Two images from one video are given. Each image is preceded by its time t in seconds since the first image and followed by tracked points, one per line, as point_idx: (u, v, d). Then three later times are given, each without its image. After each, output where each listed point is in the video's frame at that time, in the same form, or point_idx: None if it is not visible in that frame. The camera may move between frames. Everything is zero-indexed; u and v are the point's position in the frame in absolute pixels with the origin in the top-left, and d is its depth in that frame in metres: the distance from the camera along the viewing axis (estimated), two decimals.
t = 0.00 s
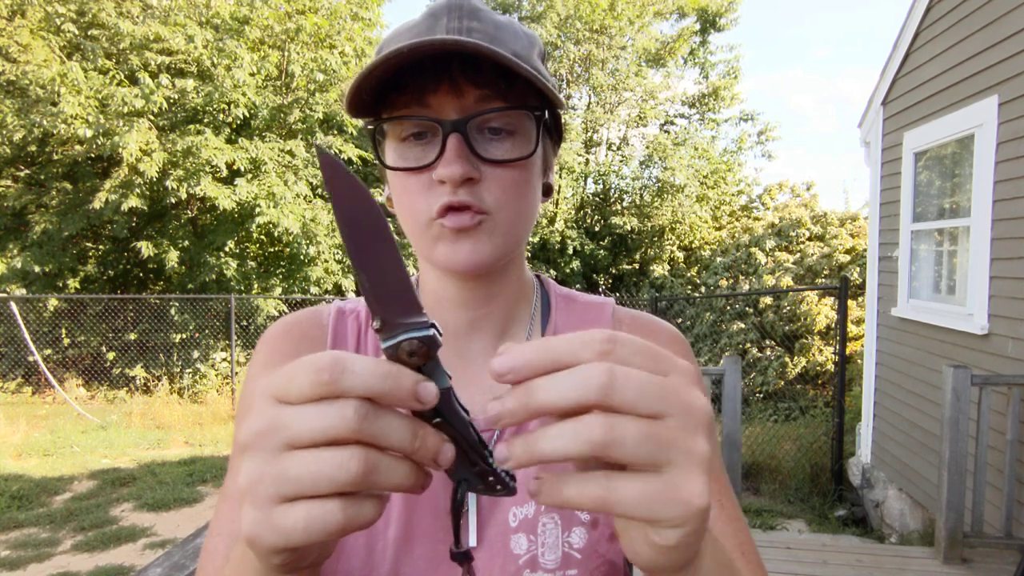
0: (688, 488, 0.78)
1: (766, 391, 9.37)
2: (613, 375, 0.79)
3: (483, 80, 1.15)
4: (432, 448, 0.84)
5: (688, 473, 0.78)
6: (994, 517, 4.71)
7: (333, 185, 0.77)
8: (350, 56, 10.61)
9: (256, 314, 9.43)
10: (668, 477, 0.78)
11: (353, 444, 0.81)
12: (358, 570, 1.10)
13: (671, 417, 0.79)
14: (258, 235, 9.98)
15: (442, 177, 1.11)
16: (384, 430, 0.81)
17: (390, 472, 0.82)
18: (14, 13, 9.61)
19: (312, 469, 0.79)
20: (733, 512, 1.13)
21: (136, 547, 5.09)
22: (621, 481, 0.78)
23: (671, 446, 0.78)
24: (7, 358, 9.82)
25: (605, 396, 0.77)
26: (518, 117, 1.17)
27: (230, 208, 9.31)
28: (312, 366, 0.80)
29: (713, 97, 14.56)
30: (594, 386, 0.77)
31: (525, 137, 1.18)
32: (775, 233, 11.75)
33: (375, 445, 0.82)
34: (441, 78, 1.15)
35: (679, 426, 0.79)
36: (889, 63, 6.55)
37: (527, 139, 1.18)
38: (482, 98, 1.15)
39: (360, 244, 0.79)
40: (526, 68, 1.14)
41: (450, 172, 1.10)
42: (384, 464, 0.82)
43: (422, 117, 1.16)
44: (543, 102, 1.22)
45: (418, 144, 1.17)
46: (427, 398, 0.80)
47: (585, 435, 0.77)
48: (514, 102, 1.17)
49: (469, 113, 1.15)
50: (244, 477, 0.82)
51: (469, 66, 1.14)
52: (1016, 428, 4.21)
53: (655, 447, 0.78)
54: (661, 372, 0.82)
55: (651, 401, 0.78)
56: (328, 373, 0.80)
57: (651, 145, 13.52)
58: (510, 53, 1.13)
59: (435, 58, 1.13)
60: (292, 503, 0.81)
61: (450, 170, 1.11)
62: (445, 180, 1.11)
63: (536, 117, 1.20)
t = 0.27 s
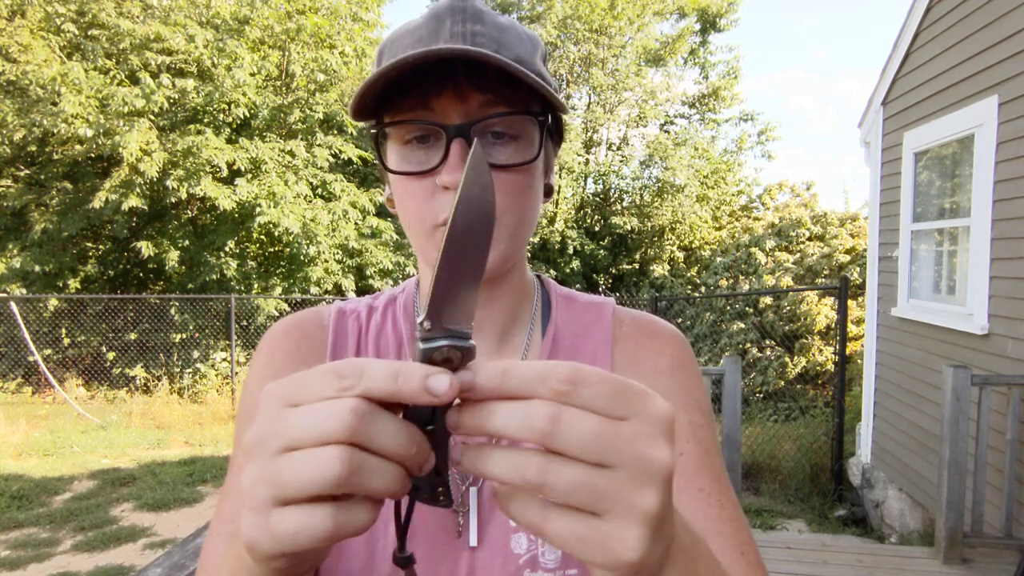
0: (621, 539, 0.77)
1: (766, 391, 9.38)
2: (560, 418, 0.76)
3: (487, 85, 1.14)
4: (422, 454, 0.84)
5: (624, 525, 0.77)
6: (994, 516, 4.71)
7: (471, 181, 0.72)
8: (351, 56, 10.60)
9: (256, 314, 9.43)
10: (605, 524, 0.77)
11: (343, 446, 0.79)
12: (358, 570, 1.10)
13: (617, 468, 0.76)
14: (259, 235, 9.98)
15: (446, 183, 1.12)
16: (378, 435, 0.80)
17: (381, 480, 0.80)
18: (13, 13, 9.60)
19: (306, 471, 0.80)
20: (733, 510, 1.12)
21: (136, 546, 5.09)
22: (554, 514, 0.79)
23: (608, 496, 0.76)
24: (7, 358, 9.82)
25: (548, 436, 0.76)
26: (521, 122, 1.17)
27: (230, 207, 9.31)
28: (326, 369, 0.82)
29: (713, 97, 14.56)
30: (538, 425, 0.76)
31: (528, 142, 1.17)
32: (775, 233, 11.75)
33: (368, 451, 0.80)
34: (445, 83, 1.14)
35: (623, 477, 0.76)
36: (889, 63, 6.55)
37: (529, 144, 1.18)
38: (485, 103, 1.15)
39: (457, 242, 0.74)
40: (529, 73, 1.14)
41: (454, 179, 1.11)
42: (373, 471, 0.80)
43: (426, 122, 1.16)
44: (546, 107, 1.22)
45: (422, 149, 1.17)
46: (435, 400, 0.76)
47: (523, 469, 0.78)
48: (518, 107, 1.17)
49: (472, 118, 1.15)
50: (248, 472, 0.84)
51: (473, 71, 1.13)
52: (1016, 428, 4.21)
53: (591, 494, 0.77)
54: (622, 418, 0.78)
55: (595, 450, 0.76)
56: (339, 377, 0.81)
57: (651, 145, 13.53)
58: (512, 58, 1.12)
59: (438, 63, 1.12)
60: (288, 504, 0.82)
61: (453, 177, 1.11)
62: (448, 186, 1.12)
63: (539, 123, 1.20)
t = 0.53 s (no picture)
0: (602, 548, 0.76)
1: (766, 391, 9.39)
2: (544, 427, 0.76)
3: (485, 89, 1.14)
4: (412, 448, 0.84)
5: (605, 534, 0.76)
6: (994, 516, 4.71)
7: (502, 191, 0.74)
8: (351, 56, 10.61)
9: (256, 314, 9.43)
10: (588, 531, 0.77)
11: (338, 437, 0.79)
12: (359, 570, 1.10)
13: (601, 479, 0.76)
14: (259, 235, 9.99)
15: (444, 187, 1.12)
16: (371, 427, 0.80)
17: (373, 471, 0.81)
18: (13, 14, 9.60)
19: (300, 462, 0.80)
20: (734, 511, 1.11)
21: (135, 546, 5.09)
22: (538, 520, 0.78)
23: (590, 505, 0.76)
24: (7, 358, 9.81)
25: (531, 445, 0.76)
26: (520, 125, 1.17)
27: (231, 207, 9.31)
28: (322, 361, 0.82)
29: (713, 97, 14.57)
30: (521, 433, 0.77)
31: (526, 145, 1.18)
32: (775, 234, 11.75)
33: (361, 443, 0.80)
34: (443, 86, 1.14)
35: (605, 487, 0.76)
36: (889, 63, 6.55)
37: (528, 147, 1.18)
38: (484, 106, 1.15)
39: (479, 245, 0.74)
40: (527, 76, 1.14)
41: (452, 183, 1.11)
42: (366, 462, 0.80)
43: (423, 125, 1.16)
44: (544, 110, 1.22)
45: (421, 152, 1.17)
46: (430, 394, 0.76)
47: (506, 474, 0.78)
48: (516, 109, 1.17)
49: (470, 122, 1.15)
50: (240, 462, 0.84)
51: (471, 75, 1.13)
52: (1016, 429, 4.20)
53: (573, 502, 0.76)
54: (608, 429, 0.77)
55: (577, 460, 0.76)
56: (336, 366, 0.81)
57: (652, 145, 13.55)
58: (510, 62, 1.13)
59: (436, 66, 1.13)
60: (279, 493, 0.82)
61: (451, 181, 1.11)
62: (447, 190, 1.12)
63: (537, 125, 1.20)
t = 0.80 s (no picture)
0: (598, 547, 0.76)
1: (766, 391, 9.39)
2: (542, 426, 0.77)
3: (485, 90, 1.14)
4: (417, 446, 0.84)
5: (601, 535, 0.76)
6: (993, 516, 4.71)
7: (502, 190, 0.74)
8: (351, 56, 10.62)
9: (256, 314, 9.43)
10: (584, 531, 0.77)
11: (344, 435, 0.79)
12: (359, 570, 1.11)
13: (598, 480, 0.76)
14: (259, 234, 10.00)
15: (444, 188, 1.12)
16: (377, 424, 0.80)
17: (381, 469, 0.80)
18: (14, 14, 9.59)
19: (306, 461, 0.80)
20: (733, 511, 1.11)
21: (135, 546, 5.09)
22: (535, 517, 0.79)
23: (587, 504, 0.76)
24: (7, 358, 9.81)
25: (529, 443, 0.77)
26: (519, 126, 1.17)
27: (231, 207, 9.31)
28: (326, 359, 0.82)
29: (713, 97, 14.56)
30: (519, 431, 0.77)
31: (526, 146, 1.18)
32: (775, 234, 11.75)
33: (368, 440, 0.80)
34: (443, 88, 1.14)
35: (603, 488, 0.76)
36: (889, 63, 6.55)
37: (527, 148, 1.18)
38: (483, 107, 1.15)
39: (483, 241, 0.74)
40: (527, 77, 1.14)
41: (452, 184, 1.11)
42: (373, 460, 0.80)
43: (423, 127, 1.16)
44: (544, 110, 1.22)
45: (421, 154, 1.17)
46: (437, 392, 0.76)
47: (504, 471, 0.78)
48: (516, 110, 1.17)
49: (470, 124, 1.15)
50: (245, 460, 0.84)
51: (470, 76, 1.13)
52: (1016, 428, 4.20)
53: (570, 501, 0.76)
54: (606, 429, 0.77)
55: (575, 459, 0.76)
56: (341, 367, 0.81)
57: (652, 145, 13.55)
58: (510, 63, 1.13)
59: (435, 68, 1.13)
60: (285, 492, 0.82)
61: (451, 182, 1.12)
62: (447, 191, 1.12)
63: (536, 126, 1.19)
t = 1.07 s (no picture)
0: (598, 529, 0.75)
1: (766, 391, 9.40)
2: (541, 410, 0.76)
3: (485, 77, 1.15)
4: (422, 435, 0.81)
5: (601, 515, 0.75)
6: (993, 516, 4.71)
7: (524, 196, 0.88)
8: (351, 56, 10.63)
9: (256, 314, 9.43)
10: (583, 514, 0.76)
11: (344, 419, 0.78)
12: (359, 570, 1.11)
13: (597, 460, 0.75)
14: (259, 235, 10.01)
15: (444, 171, 1.11)
16: (377, 410, 0.78)
17: (377, 460, 0.78)
18: (14, 13, 9.58)
19: (304, 445, 0.78)
20: (732, 510, 1.11)
21: (135, 546, 5.09)
22: (535, 506, 0.77)
23: (588, 487, 0.75)
24: (7, 358, 9.82)
25: (530, 428, 0.75)
26: (519, 112, 1.17)
27: (231, 207, 9.31)
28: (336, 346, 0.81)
29: (713, 97, 14.56)
30: (519, 416, 0.76)
31: (526, 133, 1.17)
32: (775, 234, 11.74)
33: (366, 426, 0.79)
34: (444, 74, 1.15)
35: (602, 470, 0.75)
36: (889, 63, 6.55)
37: (527, 135, 1.17)
38: (484, 93, 1.15)
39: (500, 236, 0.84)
40: (528, 62, 1.14)
41: (452, 166, 1.10)
42: (370, 447, 0.78)
43: (423, 112, 1.16)
44: (544, 100, 1.22)
45: (421, 139, 1.17)
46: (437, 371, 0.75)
47: (504, 459, 0.77)
48: (516, 97, 1.17)
49: (470, 108, 1.14)
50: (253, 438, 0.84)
51: (471, 62, 1.14)
52: (1016, 428, 4.20)
53: (571, 484, 0.75)
54: (602, 412, 0.77)
55: (575, 441, 0.75)
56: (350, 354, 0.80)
57: (652, 145, 13.55)
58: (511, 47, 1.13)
59: (437, 53, 1.13)
60: (286, 476, 0.81)
61: (451, 164, 1.11)
62: (447, 174, 1.11)
63: (536, 113, 1.19)
